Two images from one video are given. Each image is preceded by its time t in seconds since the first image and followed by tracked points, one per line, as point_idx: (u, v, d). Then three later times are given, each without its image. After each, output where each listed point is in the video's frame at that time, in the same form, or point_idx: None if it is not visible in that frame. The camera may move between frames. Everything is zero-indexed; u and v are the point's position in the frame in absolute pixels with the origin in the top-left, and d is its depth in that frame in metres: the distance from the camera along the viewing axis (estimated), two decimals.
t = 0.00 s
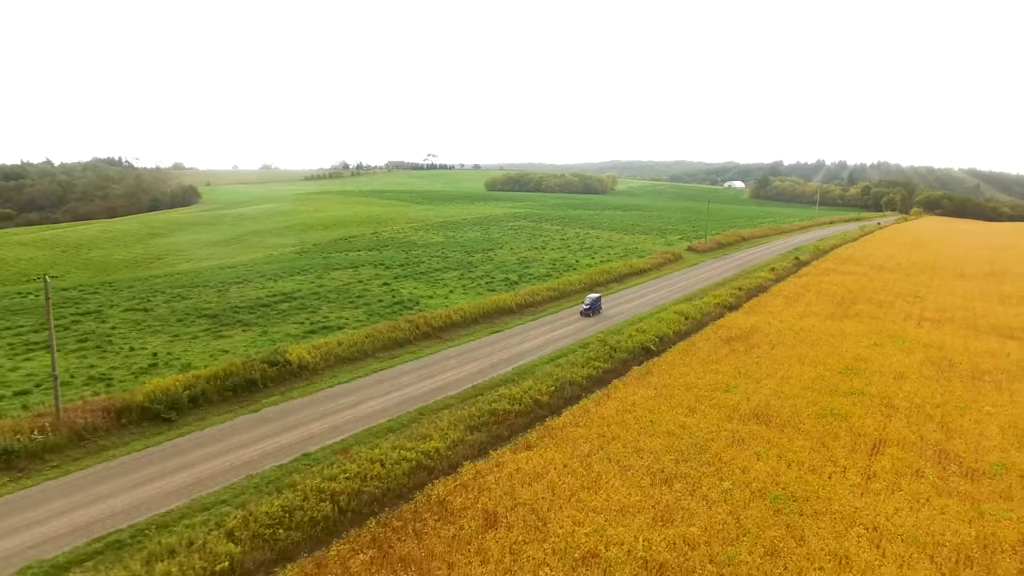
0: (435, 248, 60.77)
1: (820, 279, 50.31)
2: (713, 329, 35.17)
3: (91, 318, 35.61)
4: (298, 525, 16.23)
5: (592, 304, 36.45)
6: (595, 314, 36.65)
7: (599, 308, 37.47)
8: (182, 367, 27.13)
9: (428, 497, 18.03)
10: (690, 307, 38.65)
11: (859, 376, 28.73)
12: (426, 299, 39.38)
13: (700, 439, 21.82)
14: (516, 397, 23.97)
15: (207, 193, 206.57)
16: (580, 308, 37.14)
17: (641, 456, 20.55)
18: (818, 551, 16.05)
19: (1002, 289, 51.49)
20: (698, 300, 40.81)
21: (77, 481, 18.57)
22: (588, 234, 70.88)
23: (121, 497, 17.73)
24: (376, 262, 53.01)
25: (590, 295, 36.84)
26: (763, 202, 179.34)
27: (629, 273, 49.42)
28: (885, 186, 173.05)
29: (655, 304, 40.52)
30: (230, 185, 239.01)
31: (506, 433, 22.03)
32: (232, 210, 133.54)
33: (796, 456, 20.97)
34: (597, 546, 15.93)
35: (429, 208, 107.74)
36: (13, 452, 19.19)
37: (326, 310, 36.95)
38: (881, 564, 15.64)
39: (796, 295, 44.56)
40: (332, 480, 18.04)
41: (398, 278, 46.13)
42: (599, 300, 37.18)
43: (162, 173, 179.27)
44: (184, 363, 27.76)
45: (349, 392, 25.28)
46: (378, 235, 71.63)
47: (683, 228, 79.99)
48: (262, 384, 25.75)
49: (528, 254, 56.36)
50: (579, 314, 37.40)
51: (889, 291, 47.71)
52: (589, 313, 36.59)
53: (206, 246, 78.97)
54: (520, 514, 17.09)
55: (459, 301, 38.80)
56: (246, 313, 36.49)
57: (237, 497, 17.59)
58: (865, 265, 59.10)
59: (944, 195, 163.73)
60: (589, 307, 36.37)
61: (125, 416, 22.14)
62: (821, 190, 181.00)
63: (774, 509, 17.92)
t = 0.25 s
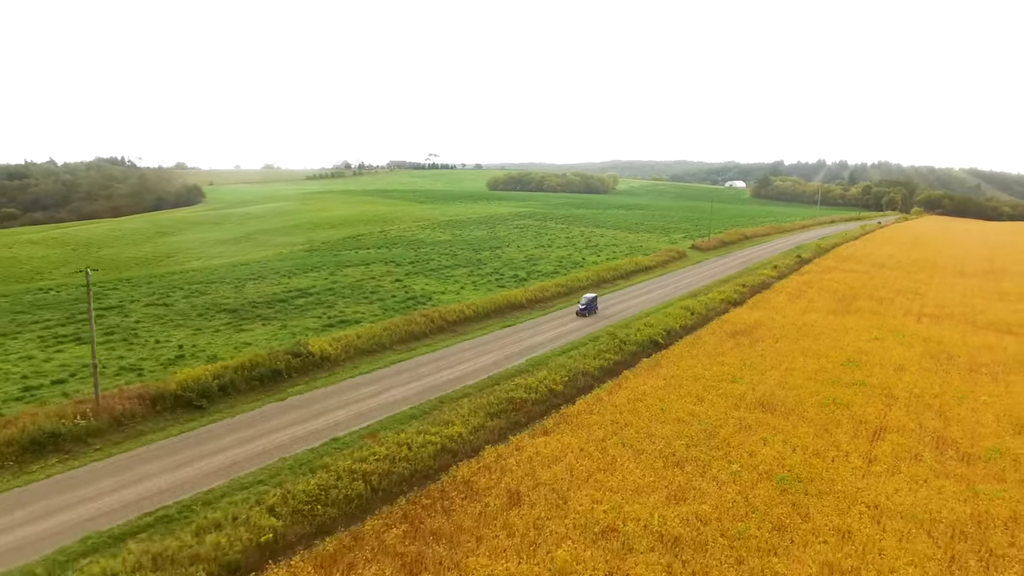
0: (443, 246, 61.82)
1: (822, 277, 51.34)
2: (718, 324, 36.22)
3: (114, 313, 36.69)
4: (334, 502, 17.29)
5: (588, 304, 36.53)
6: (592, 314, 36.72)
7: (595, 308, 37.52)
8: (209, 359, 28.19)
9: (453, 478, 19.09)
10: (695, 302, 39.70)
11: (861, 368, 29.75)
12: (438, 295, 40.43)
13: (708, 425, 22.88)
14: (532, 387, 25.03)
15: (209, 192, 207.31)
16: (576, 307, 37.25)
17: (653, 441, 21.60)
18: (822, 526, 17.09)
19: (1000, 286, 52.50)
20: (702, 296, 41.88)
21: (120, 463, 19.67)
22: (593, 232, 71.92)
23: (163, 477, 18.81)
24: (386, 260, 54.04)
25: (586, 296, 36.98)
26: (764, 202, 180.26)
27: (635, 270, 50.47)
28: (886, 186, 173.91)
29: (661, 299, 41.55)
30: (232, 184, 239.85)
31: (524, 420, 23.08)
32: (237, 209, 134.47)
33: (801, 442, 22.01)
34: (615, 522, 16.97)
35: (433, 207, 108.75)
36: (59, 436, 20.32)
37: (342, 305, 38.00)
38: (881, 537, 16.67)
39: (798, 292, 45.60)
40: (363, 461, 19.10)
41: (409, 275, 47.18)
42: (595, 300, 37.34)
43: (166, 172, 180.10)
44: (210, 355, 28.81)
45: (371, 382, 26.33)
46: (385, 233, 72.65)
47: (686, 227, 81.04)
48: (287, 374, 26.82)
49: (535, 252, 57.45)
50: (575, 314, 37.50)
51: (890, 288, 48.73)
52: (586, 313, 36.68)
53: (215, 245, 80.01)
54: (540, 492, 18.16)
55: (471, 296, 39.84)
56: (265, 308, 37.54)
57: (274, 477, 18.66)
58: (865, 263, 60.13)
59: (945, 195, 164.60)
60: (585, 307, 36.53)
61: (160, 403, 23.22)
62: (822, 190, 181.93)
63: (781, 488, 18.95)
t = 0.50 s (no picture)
0: (450, 244, 62.72)
1: (824, 274, 52.22)
2: (723, 319, 37.11)
3: (133, 309, 37.61)
4: (362, 484, 18.19)
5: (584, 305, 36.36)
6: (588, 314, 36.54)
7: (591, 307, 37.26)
8: (231, 352, 29.10)
9: (473, 463, 19.99)
10: (700, 299, 40.62)
11: (863, 362, 30.62)
12: (449, 291, 41.34)
13: (716, 415, 23.76)
14: (545, 378, 25.93)
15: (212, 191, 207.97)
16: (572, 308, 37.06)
17: (663, 430, 22.48)
18: (826, 508, 17.96)
19: (999, 284, 53.35)
20: (707, 293, 42.78)
21: (153, 449, 20.57)
22: (597, 231, 72.81)
23: (197, 462, 19.74)
24: (395, 258, 54.95)
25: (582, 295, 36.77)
26: (766, 202, 181.00)
27: (640, 268, 51.35)
28: (887, 186, 174.60)
29: (667, 296, 42.45)
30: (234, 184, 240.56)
31: (538, 409, 23.97)
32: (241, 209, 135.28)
33: (805, 430, 22.90)
34: (629, 503, 17.86)
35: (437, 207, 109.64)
36: (94, 423, 21.25)
37: (355, 301, 38.90)
38: (881, 517, 17.55)
39: (801, 289, 46.49)
40: (387, 447, 20.00)
41: (419, 272, 48.08)
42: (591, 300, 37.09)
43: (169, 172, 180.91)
44: (231, 348, 29.73)
45: (389, 374, 27.23)
46: (392, 232, 73.55)
47: (688, 226, 81.93)
48: (307, 366, 27.73)
49: (541, 250, 58.37)
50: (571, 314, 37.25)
51: (891, 286, 49.60)
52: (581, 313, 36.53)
53: (223, 243, 80.90)
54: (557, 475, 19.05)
55: (481, 293, 40.74)
56: (280, 304, 38.43)
57: (302, 461, 19.56)
58: (867, 261, 61.02)
59: (946, 195, 165.29)
60: (581, 307, 36.40)
61: (188, 393, 24.13)
62: (823, 190, 182.67)
63: (786, 473, 19.84)
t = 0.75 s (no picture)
0: (458, 242, 63.66)
1: (826, 272, 53.16)
2: (728, 315, 38.07)
3: (154, 305, 38.65)
4: (390, 466, 19.19)
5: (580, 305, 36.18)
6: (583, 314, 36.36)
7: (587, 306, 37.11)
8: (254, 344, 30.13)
9: (494, 447, 20.98)
10: (706, 295, 41.62)
11: (865, 356, 31.57)
12: (460, 288, 42.34)
13: (724, 404, 24.74)
14: (559, 369, 26.97)
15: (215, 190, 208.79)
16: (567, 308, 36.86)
17: (674, 418, 23.46)
18: (831, 489, 18.94)
19: (999, 282, 54.21)
20: (712, 289, 43.78)
21: (189, 434, 21.60)
22: (602, 230, 73.78)
23: (230, 446, 20.73)
24: (404, 256, 55.94)
25: (577, 296, 36.69)
26: (768, 202, 181.63)
27: (645, 266, 52.34)
28: (889, 186, 175.12)
29: (673, 293, 43.44)
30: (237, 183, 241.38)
31: (553, 398, 24.97)
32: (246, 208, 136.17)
33: (810, 419, 23.86)
34: (644, 484, 18.84)
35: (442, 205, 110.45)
36: (131, 410, 22.29)
37: (369, 297, 39.90)
38: (882, 497, 18.53)
39: (804, 286, 47.46)
40: (411, 432, 21.00)
41: (430, 269, 49.04)
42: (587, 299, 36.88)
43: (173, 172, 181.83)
44: (254, 341, 30.74)
45: (408, 365, 28.24)
46: (400, 231, 74.51)
47: (692, 225, 82.89)
48: (328, 358, 28.75)
49: (548, 248, 59.40)
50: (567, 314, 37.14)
51: (892, 284, 50.52)
52: (577, 313, 36.36)
53: (232, 242, 81.87)
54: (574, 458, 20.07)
55: (492, 289, 41.77)
56: (296, 300, 39.45)
57: (331, 446, 20.56)
58: (868, 259, 61.95)
59: (948, 195, 165.76)
60: (577, 307, 36.20)
61: (217, 382, 25.16)
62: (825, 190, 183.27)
63: (792, 458, 20.80)
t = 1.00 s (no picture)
0: (463, 240, 64.53)
1: (827, 270, 54.06)
2: (732, 311, 38.96)
3: (170, 301, 39.54)
4: (412, 451, 20.07)
5: (575, 305, 36.17)
6: (578, 315, 36.35)
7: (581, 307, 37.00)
8: (273, 338, 31.04)
9: (509, 435, 21.83)
10: (709, 292, 42.50)
11: (865, 350, 32.46)
12: (469, 284, 43.26)
13: (730, 395, 25.61)
14: (570, 362, 27.87)
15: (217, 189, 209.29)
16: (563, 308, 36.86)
17: (682, 407, 24.34)
18: (833, 474, 19.81)
19: (997, 279, 55.08)
20: (715, 286, 44.68)
21: (216, 423, 22.50)
22: (605, 228, 74.67)
23: (256, 434, 21.60)
24: (412, 253, 56.81)
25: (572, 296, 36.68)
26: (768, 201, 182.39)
27: (649, 263, 53.22)
28: (890, 186, 175.96)
29: (676, 289, 44.35)
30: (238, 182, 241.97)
31: (565, 389, 25.86)
32: (249, 207, 136.85)
33: (813, 409, 24.72)
34: (654, 469, 19.72)
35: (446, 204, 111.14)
36: (160, 399, 23.20)
37: (380, 293, 40.80)
38: (882, 482, 19.40)
39: (805, 283, 48.34)
40: (431, 421, 21.88)
41: (438, 267, 49.91)
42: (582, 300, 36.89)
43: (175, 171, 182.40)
44: (271, 335, 31.64)
45: (422, 358, 29.15)
46: (406, 229, 75.36)
47: (693, 224, 83.77)
48: (345, 350, 29.63)
49: (552, 246, 60.28)
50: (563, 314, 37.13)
51: (892, 281, 51.43)
52: (572, 314, 36.34)
53: (239, 240, 82.72)
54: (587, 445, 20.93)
55: (500, 286, 42.66)
56: (309, 296, 40.35)
57: (354, 433, 21.44)
58: (869, 257, 62.84)
59: (948, 194, 166.57)
60: (572, 307, 36.19)
61: (239, 374, 26.06)
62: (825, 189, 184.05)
63: (796, 446, 21.66)
